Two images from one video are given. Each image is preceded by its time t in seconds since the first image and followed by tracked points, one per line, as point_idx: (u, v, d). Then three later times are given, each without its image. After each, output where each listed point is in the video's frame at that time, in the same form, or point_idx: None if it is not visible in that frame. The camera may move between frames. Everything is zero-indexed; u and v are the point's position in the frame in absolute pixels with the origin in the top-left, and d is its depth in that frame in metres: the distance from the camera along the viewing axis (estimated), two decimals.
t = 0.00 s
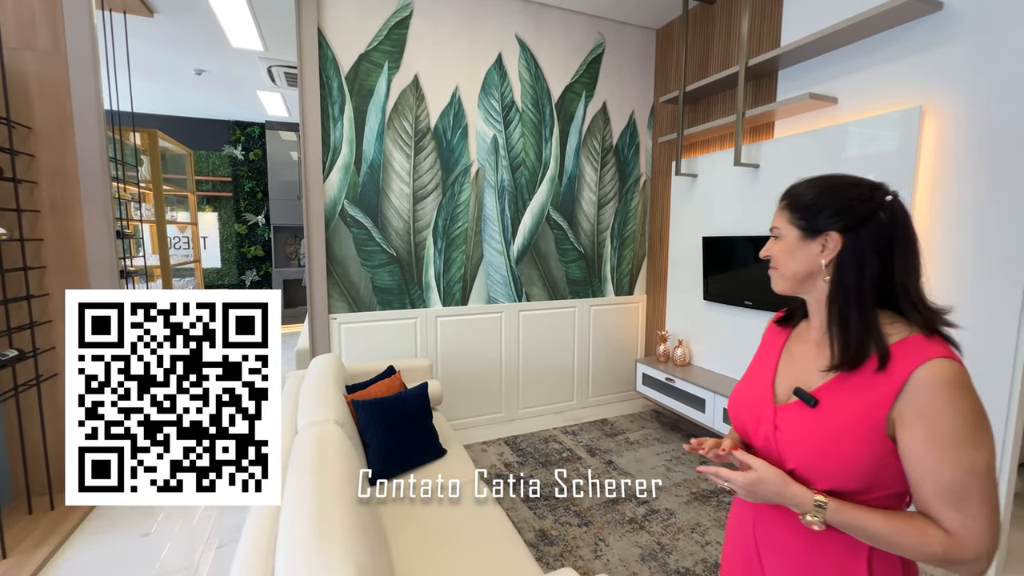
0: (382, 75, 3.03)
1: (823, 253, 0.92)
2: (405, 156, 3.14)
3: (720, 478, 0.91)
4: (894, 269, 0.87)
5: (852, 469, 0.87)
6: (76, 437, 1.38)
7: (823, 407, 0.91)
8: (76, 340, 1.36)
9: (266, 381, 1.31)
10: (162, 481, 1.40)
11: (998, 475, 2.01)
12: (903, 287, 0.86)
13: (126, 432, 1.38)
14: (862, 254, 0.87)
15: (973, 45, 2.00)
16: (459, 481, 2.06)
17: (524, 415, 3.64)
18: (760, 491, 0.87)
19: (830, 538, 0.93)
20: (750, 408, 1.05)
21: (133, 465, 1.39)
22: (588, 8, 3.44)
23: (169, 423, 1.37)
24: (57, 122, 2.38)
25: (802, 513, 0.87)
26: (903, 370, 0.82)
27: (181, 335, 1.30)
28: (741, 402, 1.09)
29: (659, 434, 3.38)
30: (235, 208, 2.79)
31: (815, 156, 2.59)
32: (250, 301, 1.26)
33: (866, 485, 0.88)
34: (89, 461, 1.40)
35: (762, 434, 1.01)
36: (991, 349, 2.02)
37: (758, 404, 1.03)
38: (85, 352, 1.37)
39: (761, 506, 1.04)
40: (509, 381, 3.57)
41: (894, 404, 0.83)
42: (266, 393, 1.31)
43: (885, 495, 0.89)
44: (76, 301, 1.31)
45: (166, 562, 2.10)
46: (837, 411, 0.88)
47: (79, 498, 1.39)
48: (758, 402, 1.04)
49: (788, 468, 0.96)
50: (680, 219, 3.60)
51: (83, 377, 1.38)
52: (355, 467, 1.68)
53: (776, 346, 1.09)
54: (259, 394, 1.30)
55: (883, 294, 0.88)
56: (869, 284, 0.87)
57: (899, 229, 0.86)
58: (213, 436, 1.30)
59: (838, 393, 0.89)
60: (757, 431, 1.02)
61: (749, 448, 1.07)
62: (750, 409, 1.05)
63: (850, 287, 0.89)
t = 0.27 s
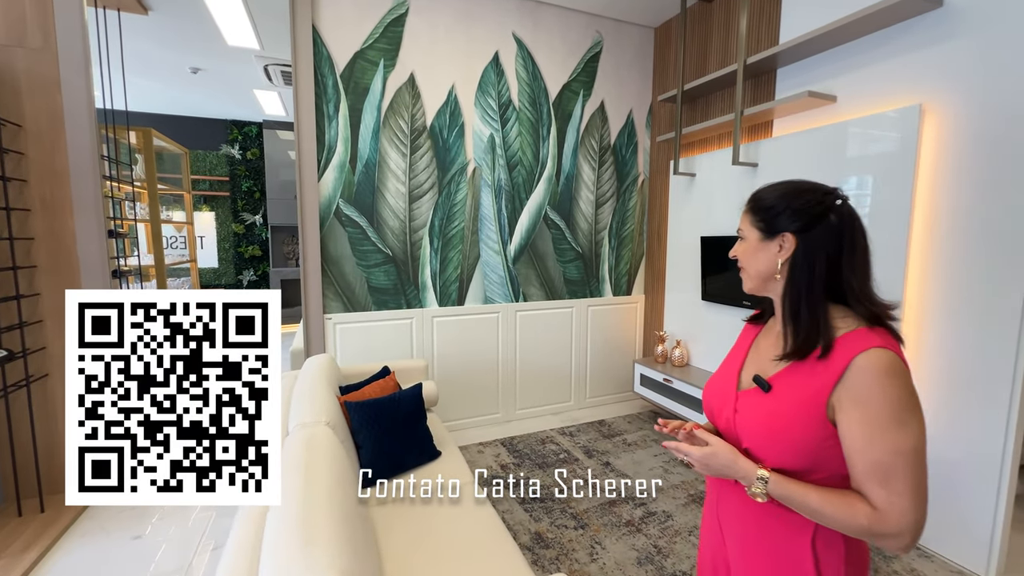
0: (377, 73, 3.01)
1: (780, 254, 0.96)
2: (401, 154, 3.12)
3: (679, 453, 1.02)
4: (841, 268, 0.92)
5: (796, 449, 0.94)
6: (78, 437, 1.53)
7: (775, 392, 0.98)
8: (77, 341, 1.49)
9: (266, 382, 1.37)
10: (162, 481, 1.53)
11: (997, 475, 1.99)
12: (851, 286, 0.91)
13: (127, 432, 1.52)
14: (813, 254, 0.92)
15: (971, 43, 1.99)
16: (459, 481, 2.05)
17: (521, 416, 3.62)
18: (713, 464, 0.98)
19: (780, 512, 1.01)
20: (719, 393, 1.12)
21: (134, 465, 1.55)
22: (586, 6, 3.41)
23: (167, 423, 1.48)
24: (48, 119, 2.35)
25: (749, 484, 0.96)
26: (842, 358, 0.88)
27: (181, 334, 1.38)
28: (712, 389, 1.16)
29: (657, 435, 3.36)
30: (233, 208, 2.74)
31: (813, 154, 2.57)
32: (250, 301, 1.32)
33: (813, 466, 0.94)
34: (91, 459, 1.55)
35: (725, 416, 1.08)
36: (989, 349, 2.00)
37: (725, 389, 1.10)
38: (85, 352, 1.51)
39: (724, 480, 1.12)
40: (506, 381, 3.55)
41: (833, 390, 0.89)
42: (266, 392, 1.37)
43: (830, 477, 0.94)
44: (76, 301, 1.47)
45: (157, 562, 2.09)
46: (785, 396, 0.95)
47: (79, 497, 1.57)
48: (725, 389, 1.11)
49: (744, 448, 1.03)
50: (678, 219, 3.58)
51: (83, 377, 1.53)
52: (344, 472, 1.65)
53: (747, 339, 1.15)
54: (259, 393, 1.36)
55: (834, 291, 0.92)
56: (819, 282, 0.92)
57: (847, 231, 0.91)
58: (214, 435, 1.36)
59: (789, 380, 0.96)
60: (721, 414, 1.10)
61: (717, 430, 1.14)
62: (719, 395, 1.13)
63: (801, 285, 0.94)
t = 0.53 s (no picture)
0: (373, 70, 2.97)
1: (768, 252, 0.99)
2: (398, 153, 3.08)
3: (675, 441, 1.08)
4: (825, 268, 0.94)
5: (790, 440, 0.96)
6: (76, 437, 1.36)
7: (770, 388, 0.99)
8: (76, 340, 1.34)
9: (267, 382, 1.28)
10: (163, 482, 1.37)
11: (1003, 479, 1.95)
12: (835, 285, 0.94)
13: (127, 432, 1.37)
14: (800, 252, 0.95)
15: (976, 38, 1.95)
16: (459, 481, 2.02)
17: (520, 417, 3.58)
18: (708, 453, 1.03)
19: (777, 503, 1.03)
20: (711, 391, 1.13)
21: (134, 465, 1.38)
22: (585, 2, 3.37)
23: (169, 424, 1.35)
24: (36, 115, 2.30)
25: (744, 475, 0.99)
26: (833, 351, 0.91)
27: (181, 335, 1.27)
28: (704, 387, 1.16)
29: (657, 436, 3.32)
30: (230, 207, 2.71)
31: (814, 152, 2.54)
32: (249, 300, 1.22)
33: (808, 457, 0.96)
34: (92, 459, 1.38)
35: (719, 414, 1.09)
36: (994, 349, 1.96)
37: (717, 388, 1.11)
38: (85, 352, 1.36)
39: (721, 473, 1.15)
40: (504, 382, 3.51)
41: (825, 382, 0.92)
42: (266, 392, 1.28)
43: (820, 467, 0.97)
44: (74, 300, 1.31)
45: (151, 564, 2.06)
46: (779, 390, 0.97)
47: (78, 498, 1.38)
48: (717, 386, 1.11)
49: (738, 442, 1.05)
50: (678, 218, 3.54)
51: (83, 377, 1.38)
52: (337, 476, 1.62)
53: (734, 337, 1.16)
54: (259, 393, 1.27)
55: (819, 290, 0.95)
56: (805, 280, 0.95)
57: (833, 233, 0.94)
58: (213, 435, 1.26)
59: (782, 375, 0.98)
60: (715, 412, 1.11)
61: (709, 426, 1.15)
62: (710, 392, 1.14)
63: (786, 283, 0.97)
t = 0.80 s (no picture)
0: (372, 66, 2.93)
1: (781, 248, 0.98)
2: (397, 150, 3.04)
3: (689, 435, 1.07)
4: (840, 264, 0.92)
5: (803, 434, 0.94)
6: (75, 437, 1.27)
7: (783, 380, 0.97)
8: (76, 340, 1.26)
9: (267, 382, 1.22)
10: (162, 481, 1.27)
11: (1014, 483, 1.91)
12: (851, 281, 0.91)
13: (126, 432, 1.27)
14: (812, 248, 0.93)
15: (987, 31, 1.90)
16: (459, 481, 1.99)
17: (520, 418, 3.55)
18: (720, 448, 1.01)
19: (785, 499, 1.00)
20: (723, 385, 1.11)
21: (133, 465, 1.28)
22: None
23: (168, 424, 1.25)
24: (29, 111, 2.25)
25: (757, 469, 0.97)
26: (846, 342, 0.89)
27: (181, 334, 1.20)
28: (717, 382, 1.15)
29: (658, 438, 3.28)
30: (229, 206, 2.75)
31: (819, 149, 2.50)
32: (249, 300, 1.16)
33: (822, 451, 0.94)
34: (90, 461, 1.29)
35: (732, 408, 1.07)
36: (1004, 350, 1.93)
37: (730, 382, 1.10)
38: (85, 352, 1.28)
39: (729, 469, 1.13)
40: (505, 383, 3.47)
41: (839, 374, 0.89)
42: (267, 392, 1.21)
43: (836, 462, 0.94)
44: (74, 300, 1.23)
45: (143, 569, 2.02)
46: (792, 382, 0.95)
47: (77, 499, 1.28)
48: (730, 380, 1.10)
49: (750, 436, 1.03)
50: (680, 216, 3.51)
51: (83, 377, 1.29)
52: (333, 479, 1.58)
53: (748, 333, 1.14)
54: (260, 393, 1.21)
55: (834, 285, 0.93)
56: (817, 275, 0.93)
57: (847, 228, 0.92)
58: (213, 435, 1.19)
59: (795, 367, 0.96)
60: (727, 406, 1.09)
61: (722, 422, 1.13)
62: (722, 387, 1.12)
63: (798, 278, 0.95)
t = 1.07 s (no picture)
0: (370, 63, 2.88)
1: (818, 249, 0.96)
2: (395, 148, 2.99)
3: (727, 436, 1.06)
4: (882, 262, 0.90)
5: (847, 437, 0.91)
6: (75, 437, 1.16)
7: (825, 382, 0.95)
8: (76, 341, 1.14)
9: (267, 382, 1.17)
10: (163, 480, 1.19)
11: None
12: (896, 279, 0.89)
13: (126, 432, 1.17)
14: (850, 247, 0.91)
15: (998, 25, 1.86)
16: (459, 481, 1.96)
17: (520, 419, 3.51)
18: (758, 448, 1.00)
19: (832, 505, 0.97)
20: (762, 388, 1.09)
21: (133, 464, 1.18)
22: None
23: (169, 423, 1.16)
24: (18, 108, 2.20)
25: (795, 471, 0.95)
26: (894, 342, 0.85)
27: (182, 335, 1.12)
28: (755, 385, 1.13)
29: (661, 439, 3.24)
30: (227, 206, 2.70)
31: (825, 146, 2.46)
32: (250, 299, 1.11)
33: (868, 455, 0.90)
34: (88, 461, 1.18)
35: (772, 411, 1.05)
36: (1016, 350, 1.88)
37: (769, 384, 1.07)
38: (85, 353, 1.16)
39: (770, 472, 1.09)
40: (505, 384, 3.43)
41: (885, 375, 0.86)
42: (267, 392, 1.16)
43: (885, 467, 0.90)
44: (74, 301, 1.11)
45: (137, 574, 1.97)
46: (835, 384, 0.92)
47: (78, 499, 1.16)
48: (769, 382, 1.07)
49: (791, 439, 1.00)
50: (682, 215, 3.47)
51: (83, 378, 1.17)
52: (328, 484, 1.53)
53: (788, 334, 1.12)
54: (260, 393, 1.15)
55: (877, 285, 0.90)
56: (858, 274, 0.91)
57: (887, 225, 0.89)
58: (213, 435, 1.13)
59: (838, 369, 0.93)
60: (768, 409, 1.06)
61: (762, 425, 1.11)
62: (760, 389, 1.10)
63: (838, 279, 0.93)
